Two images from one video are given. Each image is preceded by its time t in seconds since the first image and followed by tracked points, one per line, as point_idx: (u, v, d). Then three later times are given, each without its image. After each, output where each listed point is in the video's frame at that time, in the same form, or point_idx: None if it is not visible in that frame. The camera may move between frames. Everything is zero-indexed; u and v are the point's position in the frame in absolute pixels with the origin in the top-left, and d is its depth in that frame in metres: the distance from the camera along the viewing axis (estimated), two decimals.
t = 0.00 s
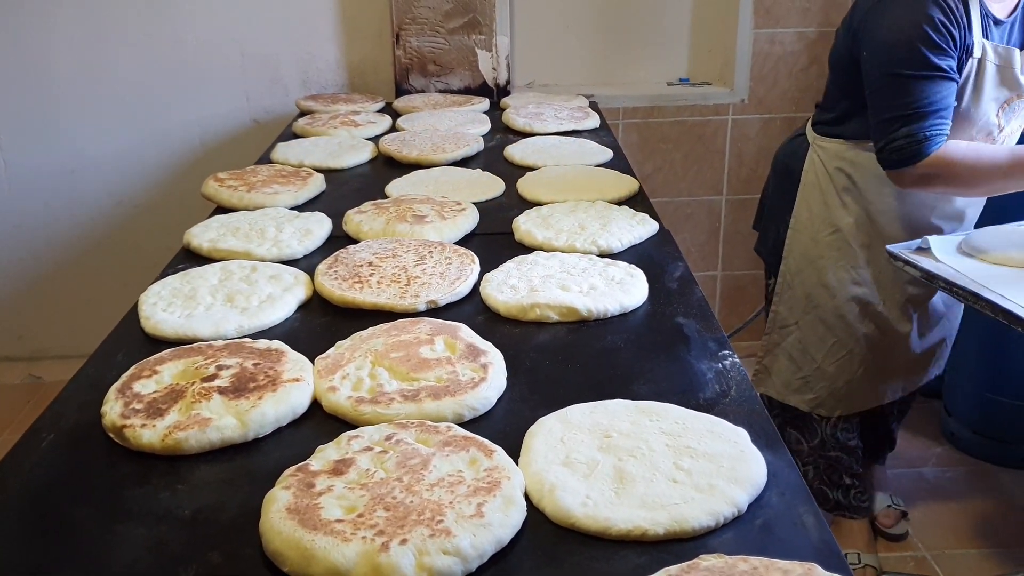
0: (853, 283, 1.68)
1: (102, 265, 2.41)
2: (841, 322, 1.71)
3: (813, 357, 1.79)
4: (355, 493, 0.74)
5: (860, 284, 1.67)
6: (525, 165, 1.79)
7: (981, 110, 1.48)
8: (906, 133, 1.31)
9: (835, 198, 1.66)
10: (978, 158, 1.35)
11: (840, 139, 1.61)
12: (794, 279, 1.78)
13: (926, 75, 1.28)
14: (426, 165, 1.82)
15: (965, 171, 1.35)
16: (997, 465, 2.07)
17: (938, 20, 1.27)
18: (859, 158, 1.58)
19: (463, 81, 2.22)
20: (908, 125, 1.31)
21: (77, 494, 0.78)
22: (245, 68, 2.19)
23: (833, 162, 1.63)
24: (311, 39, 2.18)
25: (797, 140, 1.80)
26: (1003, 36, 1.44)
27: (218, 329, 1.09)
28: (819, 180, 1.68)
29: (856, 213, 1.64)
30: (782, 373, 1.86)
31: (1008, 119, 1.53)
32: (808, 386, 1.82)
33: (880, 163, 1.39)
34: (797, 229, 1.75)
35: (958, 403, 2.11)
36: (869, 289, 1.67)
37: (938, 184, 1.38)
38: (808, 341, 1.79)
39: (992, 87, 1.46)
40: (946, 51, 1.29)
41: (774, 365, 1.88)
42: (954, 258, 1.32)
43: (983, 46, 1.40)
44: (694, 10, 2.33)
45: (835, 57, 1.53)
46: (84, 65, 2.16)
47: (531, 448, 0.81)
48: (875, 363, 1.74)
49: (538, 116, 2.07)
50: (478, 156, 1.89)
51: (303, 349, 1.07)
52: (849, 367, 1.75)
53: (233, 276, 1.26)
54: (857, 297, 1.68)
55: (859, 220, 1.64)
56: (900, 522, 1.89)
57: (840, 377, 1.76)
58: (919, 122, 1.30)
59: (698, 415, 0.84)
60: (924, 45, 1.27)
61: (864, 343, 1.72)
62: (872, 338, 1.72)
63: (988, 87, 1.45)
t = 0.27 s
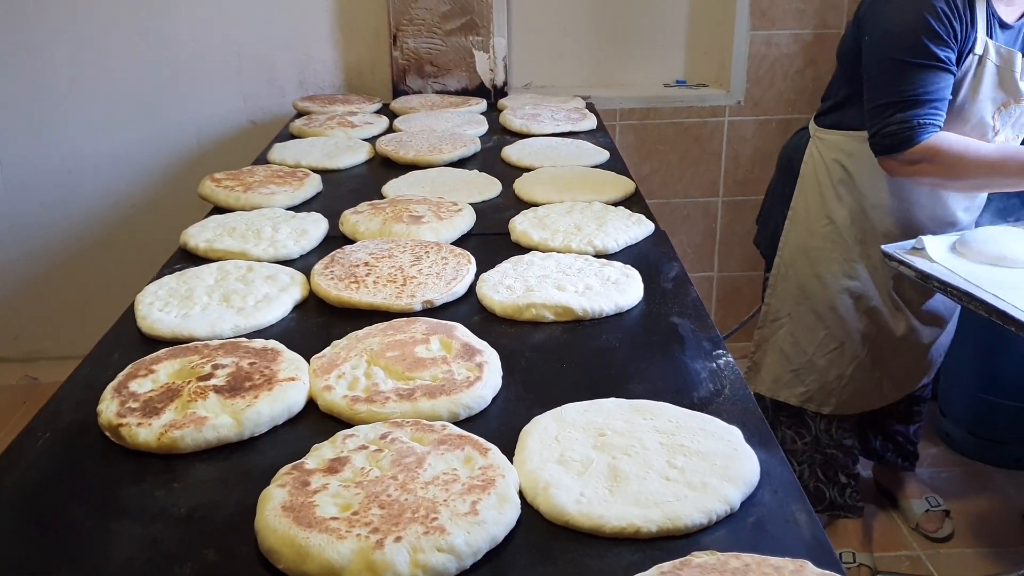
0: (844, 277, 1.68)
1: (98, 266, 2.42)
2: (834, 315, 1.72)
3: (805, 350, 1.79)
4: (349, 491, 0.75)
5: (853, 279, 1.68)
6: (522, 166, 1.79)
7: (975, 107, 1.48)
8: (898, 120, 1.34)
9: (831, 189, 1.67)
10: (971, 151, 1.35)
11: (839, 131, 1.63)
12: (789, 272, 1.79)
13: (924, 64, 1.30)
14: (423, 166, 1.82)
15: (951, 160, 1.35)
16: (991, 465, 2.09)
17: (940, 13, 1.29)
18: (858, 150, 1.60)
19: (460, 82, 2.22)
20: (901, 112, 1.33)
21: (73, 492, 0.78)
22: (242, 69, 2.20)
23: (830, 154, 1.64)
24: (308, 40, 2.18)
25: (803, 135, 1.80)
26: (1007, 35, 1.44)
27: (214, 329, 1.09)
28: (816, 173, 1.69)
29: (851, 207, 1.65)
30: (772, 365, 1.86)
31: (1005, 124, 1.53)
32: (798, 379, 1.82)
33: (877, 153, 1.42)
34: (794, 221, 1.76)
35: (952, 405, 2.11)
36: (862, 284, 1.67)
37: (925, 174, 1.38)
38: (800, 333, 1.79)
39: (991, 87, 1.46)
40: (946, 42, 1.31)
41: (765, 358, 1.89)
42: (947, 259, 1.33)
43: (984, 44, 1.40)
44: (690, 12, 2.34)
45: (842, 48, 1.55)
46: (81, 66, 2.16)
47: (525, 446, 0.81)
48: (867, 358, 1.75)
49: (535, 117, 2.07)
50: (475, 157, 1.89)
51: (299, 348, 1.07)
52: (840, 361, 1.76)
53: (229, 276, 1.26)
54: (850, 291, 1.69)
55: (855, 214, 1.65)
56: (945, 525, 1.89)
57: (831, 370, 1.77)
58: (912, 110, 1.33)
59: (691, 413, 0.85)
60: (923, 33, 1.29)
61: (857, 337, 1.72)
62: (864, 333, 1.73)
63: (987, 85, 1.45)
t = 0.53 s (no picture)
0: (850, 271, 1.70)
1: (96, 268, 2.41)
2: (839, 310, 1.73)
3: (812, 345, 1.81)
4: (349, 492, 0.75)
5: (858, 274, 1.69)
6: (521, 168, 1.79)
7: (990, 109, 1.50)
8: (942, 129, 1.32)
9: (842, 185, 1.68)
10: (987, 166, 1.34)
11: (851, 129, 1.63)
12: (798, 267, 1.81)
13: (951, 69, 1.30)
14: (422, 168, 1.82)
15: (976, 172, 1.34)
16: (990, 468, 2.08)
17: (953, 17, 1.30)
18: (866, 146, 1.60)
19: (459, 85, 2.22)
20: (942, 120, 1.32)
21: (73, 493, 0.78)
22: (241, 71, 2.20)
23: (841, 150, 1.66)
24: (307, 42, 2.18)
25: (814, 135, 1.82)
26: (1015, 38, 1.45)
27: (213, 331, 1.09)
28: (828, 169, 1.71)
29: (860, 203, 1.67)
30: (782, 358, 1.89)
31: (1016, 125, 1.55)
32: (806, 372, 1.83)
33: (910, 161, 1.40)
34: (805, 216, 1.78)
35: (951, 406, 2.12)
36: (868, 279, 1.69)
37: (955, 185, 1.37)
38: (808, 327, 1.81)
39: (1003, 90, 1.47)
40: (965, 46, 1.32)
41: (776, 350, 1.91)
42: (946, 261, 1.33)
43: (995, 47, 1.41)
44: (689, 15, 2.35)
45: (854, 50, 1.55)
46: (80, 68, 2.16)
47: (524, 447, 0.81)
48: (873, 358, 1.74)
49: (534, 119, 2.08)
50: (474, 159, 1.89)
51: (299, 350, 1.08)
52: (846, 357, 1.76)
53: (228, 277, 1.26)
54: (857, 285, 1.70)
55: (864, 210, 1.66)
56: (946, 527, 1.89)
57: (837, 366, 1.77)
58: (950, 117, 1.31)
59: (691, 415, 0.85)
60: (945, 38, 1.29)
61: (863, 334, 1.72)
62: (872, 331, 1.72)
63: (999, 88, 1.47)
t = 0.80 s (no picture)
0: (855, 274, 1.70)
1: (93, 273, 2.41)
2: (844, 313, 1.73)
3: (819, 347, 1.82)
4: (349, 498, 0.74)
5: (864, 276, 1.70)
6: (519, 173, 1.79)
7: (997, 110, 1.51)
8: (952, 130, 1.32)
9: (849, 188, 1.69)
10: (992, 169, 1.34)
11: (858, 133, 1.64)
12: (806, 270, 1.82)
13: (962, 70, 1.31)
14: (420, 172, 1.82)
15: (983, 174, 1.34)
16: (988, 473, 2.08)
17: (960, 21, 1.30)
18: (872, 149, 1.61)
19: (456, 89, 2.22)
20: (945, 123, 1.32)
21: (72, 499, 0.78)
22: (239, 76, 2.20)
23: (848, 153, 1.66)
24: (305, 47, 2.19)
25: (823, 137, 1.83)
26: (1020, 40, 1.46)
27: (212, 336, 1.09)
28: (835, 173, 1.72)
29: (867, 205, 1.67)
30: (794, 360, 1.90)
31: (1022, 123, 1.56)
32: (812, 375, 1.85)
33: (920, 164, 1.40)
34: (813, 219, 1.78)
35: (948, 411, 2.13)
36: (874, 281, 1.69)
37: (963, 187, 1.37)
38: (814, 330, 1.82)
39: (1010, 91, 1.48)
40: (975, 48, 1.32)
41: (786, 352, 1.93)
42: (945, 265, 1.34)
43: (1003, 49, 1.41)
44: (687, 19, 2.35)
45: (861, 56, 1.56)
46: (78, 73, 2.16)
47: (524, 453, 0.81)
48: (877, 361, 1.75)
49: (532, 124, 2.08)
50: (472, 163, 1.89)
51: (298, 355, 1.07)
52: (850, 360, 1.76)
53: (226, 283, 1.26)
54: (863, 288, 1.70)
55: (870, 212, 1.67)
56: (945, 531, 1.89)
57: (842, 368, 1.78)
58: (961, 119, 1.32)
59: (691, 420, 0.85)
60: (954, 43, 1.30)
61: (868, 337, 1.73)
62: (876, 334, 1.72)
63: (1006, 89, 1.47)
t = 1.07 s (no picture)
0: (858, 275, 1.71)
1: (91, 274, 2.40)
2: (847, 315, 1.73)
3: (819, 349, 1.82)
4: (349, 501, 0.74)
5: (867, 277, 1.70)
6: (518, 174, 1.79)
7: (1002, 111, 1.51)
8: (955, 129, 1.32)
9: (853, 189, 1.69)
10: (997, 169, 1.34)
11: (863, 134, 1.64)
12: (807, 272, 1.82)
13: (966, 70, 1.31)
14: (418, 174, 1.82)
15: (986, 174, 1.34)
16: (986, 474, 2.09)
17: (966, 21, 1.31)
18: (877, 150, 1.61)
19: (455, 91, 2.22)
20: (948, 122, 1.32)
21: (70, 502, 0.77)
22: (237, 77, 2.19)
23: (853, 154, 1.66)
24: (303, 49, 2.18)
25: (825, 138, 1.83)
26: None
27: (210, 337, 1.08)
28: (838, 175, 1.72)
29: (871, 206, 1.67)
30: (792, 362, 1.90)
31: None
32: (813, 378, 1.85)
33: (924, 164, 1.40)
34: (815, 220, 1.78)
35: (945, 412, 2.13)
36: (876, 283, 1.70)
37: (968, 187, 1.37)
38: (816, 332, 1.82)
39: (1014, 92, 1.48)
40: (981, 49, 1.33)
41: (785, 355, 1.92)
42: (944, 267, 1.34)
43: (1008, 49, 1.41)
44: (684, 21, 2.35)
45: (866, 57, 1.56)
46: (76, 74, 2.15)
47: (525, 456, 0.81)
48: (879, 363, 1.76)
49: (531, 125, 2.08)
50: (470, 165, 1.89)
51: (297, 357, 1.07)
52: (853, 362, 1.76)
53: (224, 284, 1.26)
54: (866, 290, 1.70)
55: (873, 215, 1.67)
56: (943, 533, 1.89)
57: (844, 370, 1.78)
58: (965, 118, 1.32)
59: (692, 422, 0.85)
60: (958, 43, 1.30)
61: (870, 339, 1.73)
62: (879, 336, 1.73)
63: (1010, 89, 1.48)
